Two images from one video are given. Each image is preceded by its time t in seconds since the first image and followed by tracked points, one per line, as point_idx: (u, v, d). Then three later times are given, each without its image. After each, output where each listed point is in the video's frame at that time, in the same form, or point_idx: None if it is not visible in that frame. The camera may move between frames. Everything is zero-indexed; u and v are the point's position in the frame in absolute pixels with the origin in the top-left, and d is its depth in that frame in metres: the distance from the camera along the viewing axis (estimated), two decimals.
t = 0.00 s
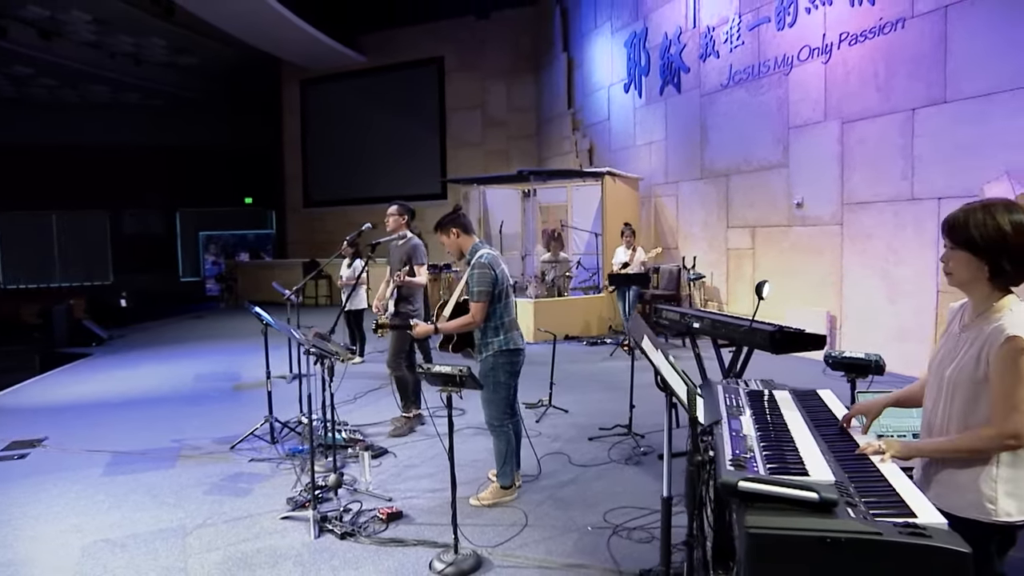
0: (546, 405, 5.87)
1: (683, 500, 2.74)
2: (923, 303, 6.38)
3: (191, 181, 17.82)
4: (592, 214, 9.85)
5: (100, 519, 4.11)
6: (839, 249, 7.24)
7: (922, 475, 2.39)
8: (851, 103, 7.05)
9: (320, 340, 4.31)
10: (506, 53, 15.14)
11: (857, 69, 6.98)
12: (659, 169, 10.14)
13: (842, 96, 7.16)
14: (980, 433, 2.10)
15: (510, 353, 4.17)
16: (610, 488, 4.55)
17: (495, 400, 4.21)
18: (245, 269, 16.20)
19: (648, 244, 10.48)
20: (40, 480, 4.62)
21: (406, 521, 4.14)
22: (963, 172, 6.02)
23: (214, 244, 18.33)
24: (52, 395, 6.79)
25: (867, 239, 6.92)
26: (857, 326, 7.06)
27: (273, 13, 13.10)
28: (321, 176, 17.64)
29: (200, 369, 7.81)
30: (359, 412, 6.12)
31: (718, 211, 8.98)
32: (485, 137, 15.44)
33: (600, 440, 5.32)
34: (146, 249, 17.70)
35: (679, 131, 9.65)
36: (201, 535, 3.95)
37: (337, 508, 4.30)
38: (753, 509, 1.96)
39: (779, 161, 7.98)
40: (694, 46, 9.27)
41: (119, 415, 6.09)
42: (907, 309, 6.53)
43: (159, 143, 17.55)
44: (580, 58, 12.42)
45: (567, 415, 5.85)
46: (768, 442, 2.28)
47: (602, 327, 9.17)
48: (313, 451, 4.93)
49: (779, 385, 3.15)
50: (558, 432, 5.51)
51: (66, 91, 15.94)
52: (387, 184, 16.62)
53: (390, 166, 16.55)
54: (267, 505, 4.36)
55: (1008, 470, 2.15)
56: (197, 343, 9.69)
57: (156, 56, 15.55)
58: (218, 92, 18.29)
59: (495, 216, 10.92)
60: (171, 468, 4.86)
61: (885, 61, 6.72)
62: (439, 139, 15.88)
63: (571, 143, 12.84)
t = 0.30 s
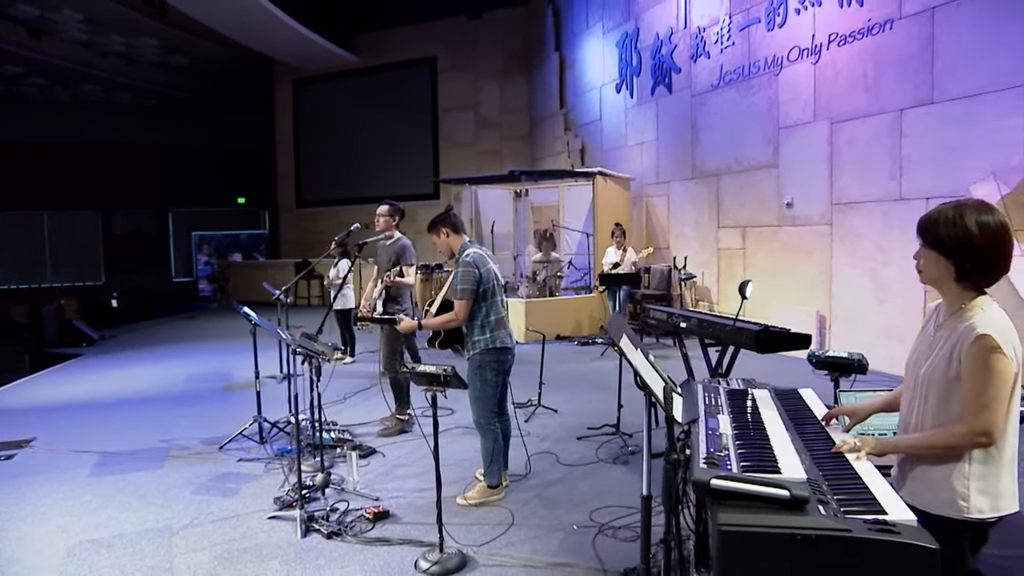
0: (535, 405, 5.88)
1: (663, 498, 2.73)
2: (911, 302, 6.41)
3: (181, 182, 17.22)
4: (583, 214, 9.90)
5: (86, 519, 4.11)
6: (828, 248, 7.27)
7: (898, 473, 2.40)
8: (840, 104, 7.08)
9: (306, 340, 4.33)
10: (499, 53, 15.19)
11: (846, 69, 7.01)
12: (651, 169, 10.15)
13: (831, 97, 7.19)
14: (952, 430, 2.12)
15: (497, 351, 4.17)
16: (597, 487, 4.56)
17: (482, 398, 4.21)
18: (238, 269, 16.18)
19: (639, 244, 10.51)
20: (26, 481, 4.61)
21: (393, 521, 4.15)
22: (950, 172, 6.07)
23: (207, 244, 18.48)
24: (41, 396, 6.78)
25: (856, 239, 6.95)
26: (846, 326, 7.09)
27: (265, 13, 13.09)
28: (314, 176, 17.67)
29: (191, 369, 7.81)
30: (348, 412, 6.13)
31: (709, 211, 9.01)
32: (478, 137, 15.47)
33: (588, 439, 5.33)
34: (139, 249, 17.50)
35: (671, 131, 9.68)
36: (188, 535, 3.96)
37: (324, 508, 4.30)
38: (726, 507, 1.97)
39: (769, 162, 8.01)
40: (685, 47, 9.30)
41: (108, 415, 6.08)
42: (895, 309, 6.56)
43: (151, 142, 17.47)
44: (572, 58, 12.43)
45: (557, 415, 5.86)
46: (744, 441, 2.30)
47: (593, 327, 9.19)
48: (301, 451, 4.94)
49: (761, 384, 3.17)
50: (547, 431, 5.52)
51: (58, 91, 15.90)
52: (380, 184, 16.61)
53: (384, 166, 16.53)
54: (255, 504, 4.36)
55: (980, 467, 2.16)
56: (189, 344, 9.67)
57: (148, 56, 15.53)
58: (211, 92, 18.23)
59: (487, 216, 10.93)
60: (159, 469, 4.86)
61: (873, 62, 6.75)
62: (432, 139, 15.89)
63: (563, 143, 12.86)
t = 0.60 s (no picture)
0: (525, 405, 5.90)
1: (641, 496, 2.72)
2: (900, 302, 6.43)
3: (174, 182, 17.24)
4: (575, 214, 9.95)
5: (72, 520, 4.11)
6: (818, 248, 7.30)
7: (875, 470, 2.41)
8: (829, 104, 7.11)
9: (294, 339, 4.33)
10: (491, 53, 15.25)
11: (835, 70, 7.04)
12: (642, 169, 10.18)
13: (820, 97, 7.22)
14: (925, 427, 2.13)
15: (486, 348, 4.18)
16: (584, 486, 4.57)
17: (471, 396, 4.21)
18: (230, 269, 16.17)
19: (631, 244, 10.54)
20: (13, 482, 4.61)
21: (380, 520, 4.16)
22: (938, 172, 6.10)
23: (199, 244, 17.98)
24: (30, 396, 6.76)
25: (845, 239, 6.98)
26: (836, 326, 7.12)
27: (257, 13, 13.08)
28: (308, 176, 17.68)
29: (182, 369, 7.80)
30: (339, 412, 6.13)
31: (700, 211, 9.03)
32: (471, 138, 15.52)
33: (576, 439, 5.35)
34: (132, 249, 17.00)
35: (663, 131, 9.69)
36: (174, 535, 3.96)
37: (311, 507, 4.31)
38: (698, 504, 1.98)
39: (759, 162, 8.03)
40: (677, 47, 9.32)
41: (97, 416, 6.07)
42: (884, 307, 6.59)
43: (141, 142, 16.84)
44: (565, 58, 12.45)
45: (546, 415, 5.88)
46: (720, 439, 2.32)
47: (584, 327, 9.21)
48: (290, 451, 4.95)
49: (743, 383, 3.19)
50: (536, 430, 5.54)
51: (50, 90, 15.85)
52: (374, 184, 16.61)
53: (378, 166, 16.51)
54: (243, 504, 4.37)
55: (954, 464, 2.18)
56: (181, 344, 9.65)
57: (140, 56, 15.51)
58: (205, 92, 18.04)
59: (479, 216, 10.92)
60: (148, 469, 4.86)
61: (862, 62, 6.78)
62: (425, 139, 15.91)
63: (555, 143, 12.88)
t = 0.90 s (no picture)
0: (516, 404, 5.91)
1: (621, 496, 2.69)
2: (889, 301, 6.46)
3: (166, 181, 17.15)
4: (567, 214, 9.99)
5: (59, 519, 4.11)
6: (808, 248, 7.33)
7: (854, 469, 2.41)
8: (819, 105, 7.16)
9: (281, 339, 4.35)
10: (483, 54, 15.33)
11: (825, 70, 7.08)
12: (634, 169, 10.21)
13: (810, 97, 7.26)
14: (902, 423, 2.14)
15: (475, 347, 4.19)
16: (572, 485, 4.59)
17: (458, 395, 4.22)
18: (223, 269, 16.16)
19: (624, 244, 10.57)
20: None
21: (367, 519, 4.16)
22: (927, 172, 6.16)
23: (194, 244, 17.75)
24: (19, 396, 6.75)
25: (835, 239, 7.00)
26: (826, 327, 7.13)
27: (249, 13, 13.09)
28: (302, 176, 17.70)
29: (173, 370, 7.79)
30: (330, 412, 6.14)
31: (692, 211, 9.07)
32: (464, 138, 15.58)
33: (566, 438, 5.37)
34: (125, 249, 17.04)
35: (654, 132, 9.72)
36: (161, 534, 3.96)
37: (299, 506, 4.31)
38: (674, 501, 1.99)
39: (750, 162, 8.06)
40: (668, 48, 9.36)
41: (87, 415, 6.08)
42: (874, 307, 6.61)
43: (134, 142, 16.82)
44: (557, 58, 12.48)
45: (537, 414, 5.90)
46: (699, 437, 2.33)
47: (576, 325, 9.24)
48: (278, 451, 4.95)
49: (727, 382, 3.21)
50: (526, 430, 5.56)
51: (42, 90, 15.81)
52: (368, 184, 16.60)
53: (373, 166, 16.49)
54: (231, 504, 4.37)
55: (932, 460, 2.19)
56: (173, 344, 9.64)
57: (133, 55, 15.51)
58: (197, 91, 17.91)
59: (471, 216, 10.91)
60: (137, 469, 4.87)
61: (852, 63, 6.84)
62: (418, 139, 15.93)
63: (548, 143, 12.90)
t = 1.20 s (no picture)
0: (507, 404, 5.93)
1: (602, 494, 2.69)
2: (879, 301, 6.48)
3: (163, 182, 16.79)
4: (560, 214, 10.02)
5: (48, 520, 4.11)
6: (800, 248, 7.35)
7: (833, 465, 2.44)
8: (810, 105, 7.19)
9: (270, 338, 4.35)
10: (477, 54, 15.38)
11: (816, 71, 7.12)
12: (627, 169, 10.23)
13: (802, 97, 7.29)
14: (878, 419, 2.16)
15: (466, 346, 4.19)
16: (561, 485, 4.59)
17: (450, 393, 4.22)
18: (217, 269, 16.15)
19: (617, 244, 10.60)
20: None
21: (357, 518, 4.17)
22: (918, 173, 6.20)
23: (187, 245, 17.44)
24: (10, 397, 6.73)
25: (826, 239, 7.03)
26: (818, 327, 7.15)
27: (242, 12, 13.06)
28: (297, 176, 17.69)
29: (165, 370, 7.78)
30: (322, 411, 6.14)
31: (685, 211, 9.09)
32: (458, 138, 15.61)
33: (556, 437, 5.38)
34: (118, 250, 16.15)
35: (647, 132, 9.74)
36: (150, 534, 3.97)
37: (289, 506, 4.32)
38: (652, 499, 2.00)
39: (742, 162, 8.09)
40: (661, 48, 9.37)
41: (78, 416, 6.07)
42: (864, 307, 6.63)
43: (129, 143, 16.05)
44: (551, 58, 12.49)
45: (527, 413, 5.92)
46: (680, 435, 2.34)
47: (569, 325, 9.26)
48: (268, 450, 4.96)
49: (712, 381, 3.22)
50: (517, 429, 5.57)
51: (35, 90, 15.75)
52: (363, 184, 16.59)
53: (368, 166, 16.48)
54: (220, 503, 4.37)
55: (908, 456, 2.21)
56: (166, 345, 9.60)
57: (126, 55, 15.47)
58: (191, 91, 17.46)
59: (465, 216, 10.89)
60: (126, 468, 4.87)
61: (843, 63, 6.87)
62: (412, 138, 15.94)
63: (542, 143, 12.91)
